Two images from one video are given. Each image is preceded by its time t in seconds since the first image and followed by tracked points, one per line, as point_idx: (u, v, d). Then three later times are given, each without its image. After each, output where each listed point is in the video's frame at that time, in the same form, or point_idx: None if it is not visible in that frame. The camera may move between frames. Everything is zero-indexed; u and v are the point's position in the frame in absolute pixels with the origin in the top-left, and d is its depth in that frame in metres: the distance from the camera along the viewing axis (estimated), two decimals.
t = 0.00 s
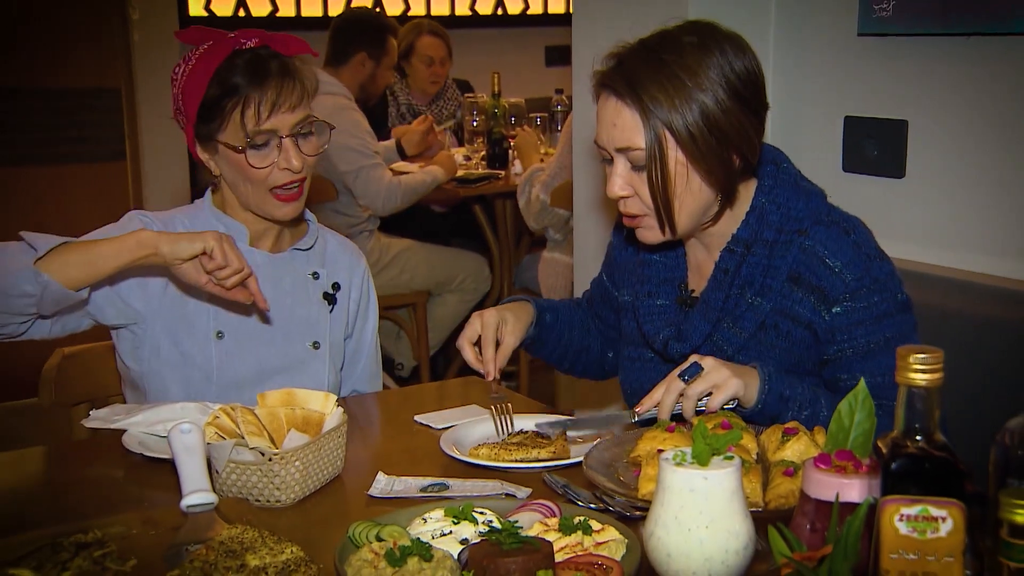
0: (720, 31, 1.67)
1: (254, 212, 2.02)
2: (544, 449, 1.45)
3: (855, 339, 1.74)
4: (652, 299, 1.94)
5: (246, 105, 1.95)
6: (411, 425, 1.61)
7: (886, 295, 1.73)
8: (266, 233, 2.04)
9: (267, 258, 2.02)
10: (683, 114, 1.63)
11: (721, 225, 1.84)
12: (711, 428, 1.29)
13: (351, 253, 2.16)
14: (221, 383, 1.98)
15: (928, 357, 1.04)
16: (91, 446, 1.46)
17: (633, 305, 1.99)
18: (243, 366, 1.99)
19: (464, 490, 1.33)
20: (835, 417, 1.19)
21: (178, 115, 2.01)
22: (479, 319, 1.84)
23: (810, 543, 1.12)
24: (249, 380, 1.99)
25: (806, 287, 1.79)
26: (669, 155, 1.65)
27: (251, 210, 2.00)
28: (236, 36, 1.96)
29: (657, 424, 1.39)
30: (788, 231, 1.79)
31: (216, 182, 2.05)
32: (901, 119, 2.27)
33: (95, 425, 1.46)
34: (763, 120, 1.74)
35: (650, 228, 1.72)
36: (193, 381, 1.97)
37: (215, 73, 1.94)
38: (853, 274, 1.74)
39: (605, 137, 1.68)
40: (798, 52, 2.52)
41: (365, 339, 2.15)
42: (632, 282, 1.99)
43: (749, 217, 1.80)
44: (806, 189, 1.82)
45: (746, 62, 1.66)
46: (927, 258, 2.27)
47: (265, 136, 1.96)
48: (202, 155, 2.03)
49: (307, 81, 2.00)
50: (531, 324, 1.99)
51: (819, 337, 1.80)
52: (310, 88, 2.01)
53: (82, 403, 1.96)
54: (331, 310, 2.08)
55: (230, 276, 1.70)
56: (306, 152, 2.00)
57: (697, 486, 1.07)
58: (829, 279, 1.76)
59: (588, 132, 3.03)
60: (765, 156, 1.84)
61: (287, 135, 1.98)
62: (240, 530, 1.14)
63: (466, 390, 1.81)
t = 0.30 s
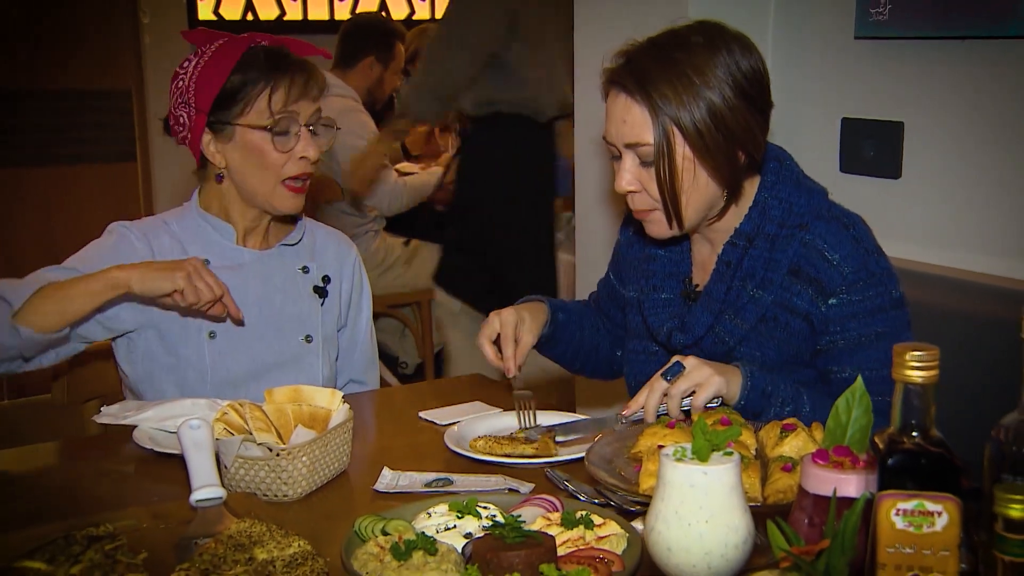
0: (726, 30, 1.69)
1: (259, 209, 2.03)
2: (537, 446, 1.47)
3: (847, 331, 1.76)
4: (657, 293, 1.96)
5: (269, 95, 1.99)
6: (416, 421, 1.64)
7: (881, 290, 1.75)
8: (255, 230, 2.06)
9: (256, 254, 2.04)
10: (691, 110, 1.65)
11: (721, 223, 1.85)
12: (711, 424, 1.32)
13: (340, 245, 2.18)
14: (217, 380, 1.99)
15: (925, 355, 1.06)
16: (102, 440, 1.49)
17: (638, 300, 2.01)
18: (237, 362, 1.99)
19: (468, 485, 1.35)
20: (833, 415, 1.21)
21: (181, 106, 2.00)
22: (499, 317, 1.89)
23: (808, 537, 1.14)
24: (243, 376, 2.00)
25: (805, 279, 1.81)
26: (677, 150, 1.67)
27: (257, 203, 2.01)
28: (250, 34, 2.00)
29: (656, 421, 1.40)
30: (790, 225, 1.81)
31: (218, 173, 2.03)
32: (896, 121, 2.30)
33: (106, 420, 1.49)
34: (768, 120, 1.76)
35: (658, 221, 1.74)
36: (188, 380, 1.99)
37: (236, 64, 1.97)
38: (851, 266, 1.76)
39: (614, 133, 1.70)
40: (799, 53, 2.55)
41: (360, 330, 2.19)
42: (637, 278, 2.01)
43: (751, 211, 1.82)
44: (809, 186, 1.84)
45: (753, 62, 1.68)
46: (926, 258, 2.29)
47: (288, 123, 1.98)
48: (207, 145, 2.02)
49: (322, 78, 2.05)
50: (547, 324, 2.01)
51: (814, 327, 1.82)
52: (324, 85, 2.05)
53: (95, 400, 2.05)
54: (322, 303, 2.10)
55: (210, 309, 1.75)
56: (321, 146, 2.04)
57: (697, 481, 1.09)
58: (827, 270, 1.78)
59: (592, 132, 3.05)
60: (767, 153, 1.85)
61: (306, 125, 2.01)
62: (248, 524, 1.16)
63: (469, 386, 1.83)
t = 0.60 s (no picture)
0: (731, 28, 1.71)
1: (269, 200, 2.06)
2: (542, 440, 1.48)
3: (833, 320, 1.78)
4: (658, 283, 2.00)
5: (279, 86, 2.03)
6: (419, 415, 1.66)
7: (871, 284, 1.76)
8: (260, 222, 2.09)
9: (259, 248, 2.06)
10: (695, 107, 1.67)
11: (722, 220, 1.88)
12: (710, 417, 1.33)
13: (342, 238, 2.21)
14: (227, 373, 1.99)
15: (920, 349, 1.08)
16: (110, 433, 1.52)
17: (641, 291, 2.04)
18: (246, 355, 2.01)
19: (471, 477, 1.37)
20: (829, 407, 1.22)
21: (185, 105, 2.02)
22: (535, 322, 1.93)
23: (805, 528, 1.16)
24: (253, 369, 2.01)
25: (798, 269, 1.82)
26: (680, 146, 1.70)
27: (271, 194, 2.04)
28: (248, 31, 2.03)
29: (657, 414, 1.42)
30: (788, 217, 1.83)
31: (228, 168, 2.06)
32: (892, 120, 2.33)
33: (116, 413, 1.51)
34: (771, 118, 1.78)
35: (659, 216, 1.77)
36: (200, 375, 1.99)
37: (242, 59, 2.00)
38: (843, 259, 1.77)
39: (619, 126, 1.72)
40: (798, 53, 2.56)
41: (365, 318, 2.20)
42: (641, 270, 2.05)
43: (751, 204, 1.84)
44: (809, 181, 1.86)
45: (758, 61, 1.70)
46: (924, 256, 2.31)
47: (300, 111, 2.03)
48: (216, 142, 2.04)
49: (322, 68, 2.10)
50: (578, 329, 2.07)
51: (805, 315, 1.83)
52: (325, 76, 2.10)
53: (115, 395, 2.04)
54: (327, 294, 2.11)
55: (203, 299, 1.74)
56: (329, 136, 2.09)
57: (696, 473, 1.11)
58: (820, 261, 1.79)
59: (593, 131, 3.07)
60: (770, 150, 1.87)
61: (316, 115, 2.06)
62: (255, 515, 1.19)
63: (472, 379, 1.85)
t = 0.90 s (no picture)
0: (737, 29, 1.73)
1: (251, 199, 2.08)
2: (543, 433, 1.51)
3: (839, 317, 1.79)
4: (661, 275, 2.01)
5: (268, 97, 2.03)
6: (422, 408, 1.68)
7: (875, 281, 1.78)
8: (252, 218, 2.10)
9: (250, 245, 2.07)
10: (698, 105, 1.69)
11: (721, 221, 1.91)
12: (709, 410, 1.35)
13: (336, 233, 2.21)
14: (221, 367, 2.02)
15: (915, 343, 1.10)
16: (118, 426, 1.54)
17: (644, 284, 2.07)
18: (240, 349, 2.03)
19: (473, 470, 1.40)
20: (825, 401, 1.24)
21: (178, 100, 2.04)
22: (518, 294, 1.94)
23: (802, 520, 1.17)
24: (247, 363, 2.04)
25: (804, 265, 1.84)
26: (683, 144, 1.71)
27: (252, 197, 2.06)
28: (247, 33, 2.03)
29: (657, 407, 1.44)
30: (792, 213, 1.85)
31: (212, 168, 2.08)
32: (887, 118, 2.36)
33: (124, 407, 1.52)
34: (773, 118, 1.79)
35: (661, 211, 1.78)
36: (194, 369, 2.02)
37: (236, 65, 2.00)
38: (847, 255, 1.79)
39: (624, 125, 1.74)
40: (796, 52, 2.59)
41: (361, 311, 2.22)
42: (644, 262, 2.07)
43: (756, 198, 1.86)
44: (812, 177, 1.88)
45: (761, 61, 1.72)
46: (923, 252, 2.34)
47: (286, 124, 2.04)
48: (202, 140, 2.07)
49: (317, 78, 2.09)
50: (570, 307, 2.08)
51: (810, 311, 1.85)
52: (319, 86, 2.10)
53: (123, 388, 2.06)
54: (320, 288, 2.13)
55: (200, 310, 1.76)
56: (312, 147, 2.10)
57: (695, 465, 1.11)
58: (825, 257, 1.81)
59: (593, 130, 3.10)
60: (774, 145, 1.90)
61: (300, 127, 2.07)
62: (262, 506, 1.21)
63: (473, 373, 1.87)
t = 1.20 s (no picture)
0: (748, 26, 1.74)
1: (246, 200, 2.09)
2: (544, 424, 1.53)
3: (843, 309, 1.82)
4: (662, 265, 2.04)
5: (261, 97, 2.04)
6: (425, 399, 1.70)
7: (878, 273, 1.80)
8: (245, 216, 2.11)
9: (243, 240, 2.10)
10: (705, 99, 1.71)
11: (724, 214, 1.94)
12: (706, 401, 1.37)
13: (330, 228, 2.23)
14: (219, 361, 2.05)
15: (910, 335, 1.10)
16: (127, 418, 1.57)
17: (646, 274, 2.09)
18: (237, 342, 2.06)
19: (475, 460, 1.42)
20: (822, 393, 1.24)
21: (175, 95, 2.06)
22: (512, 293, 1.95)
23: (799, 510, 1.17)
24: (244, 357, 2.06)
25: (807, 257, 1.85)
26: (688, 133, 1.74)
27: (240, 195, 2.08)
28: (247, 33, 2.05)
29: (655, 398, 1.47)
30: (794, 206, 1.86)
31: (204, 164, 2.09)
32: (883, 115, 2.39)
33: (133, 397, 1.56)
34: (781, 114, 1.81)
35: (664, 202, 1.80)
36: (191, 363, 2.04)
37: (233, 64, 2.02)
38: (851, 247, 1.81)
39: (630, 112, 1.76)
40: (795, 49, 2.62)
41: (356, 304, 2.24)
42: (647, 253, 2.09)
43: (760, 190, 1.87)
44: (813, 171, 1.90)
45: (769, 58, 1.73)
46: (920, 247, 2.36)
47: (277, 126, 2.05)
48: (196, 136, 2.09)
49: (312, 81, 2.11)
50: (565, 303, 2.09)
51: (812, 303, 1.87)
52: (313, 88, 2.11)
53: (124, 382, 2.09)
54: (314, 282, 2.15)
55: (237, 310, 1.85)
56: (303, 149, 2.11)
57: (694, 456, 1.10)
58: (828, 249, 1.83)
59: (593, 125, 3.12)
60: (778, 140, 1.90)
61: (292, 130, 2.08)
62: (267, 496, 1.24)
63: (475, 366, 1.90)
